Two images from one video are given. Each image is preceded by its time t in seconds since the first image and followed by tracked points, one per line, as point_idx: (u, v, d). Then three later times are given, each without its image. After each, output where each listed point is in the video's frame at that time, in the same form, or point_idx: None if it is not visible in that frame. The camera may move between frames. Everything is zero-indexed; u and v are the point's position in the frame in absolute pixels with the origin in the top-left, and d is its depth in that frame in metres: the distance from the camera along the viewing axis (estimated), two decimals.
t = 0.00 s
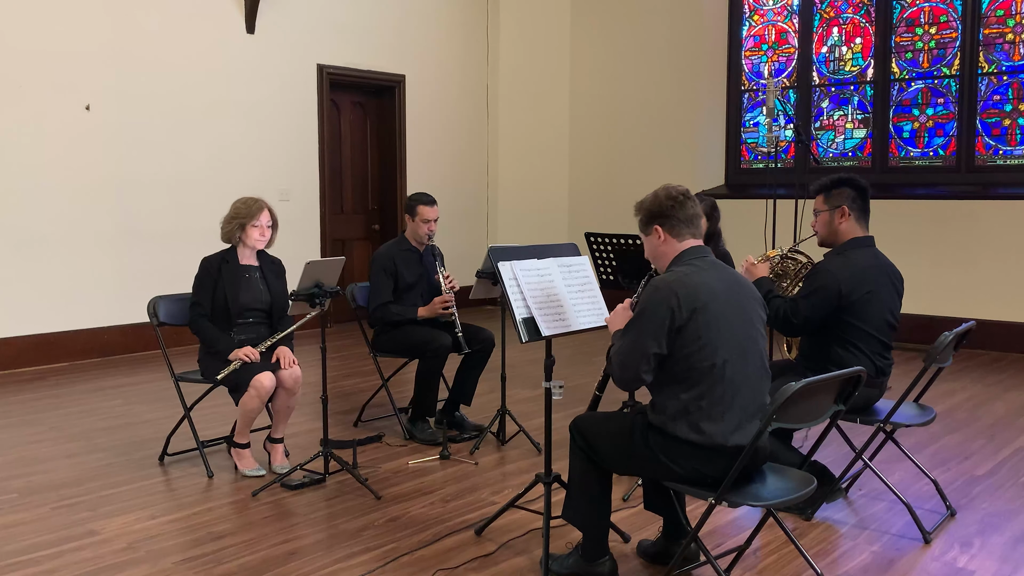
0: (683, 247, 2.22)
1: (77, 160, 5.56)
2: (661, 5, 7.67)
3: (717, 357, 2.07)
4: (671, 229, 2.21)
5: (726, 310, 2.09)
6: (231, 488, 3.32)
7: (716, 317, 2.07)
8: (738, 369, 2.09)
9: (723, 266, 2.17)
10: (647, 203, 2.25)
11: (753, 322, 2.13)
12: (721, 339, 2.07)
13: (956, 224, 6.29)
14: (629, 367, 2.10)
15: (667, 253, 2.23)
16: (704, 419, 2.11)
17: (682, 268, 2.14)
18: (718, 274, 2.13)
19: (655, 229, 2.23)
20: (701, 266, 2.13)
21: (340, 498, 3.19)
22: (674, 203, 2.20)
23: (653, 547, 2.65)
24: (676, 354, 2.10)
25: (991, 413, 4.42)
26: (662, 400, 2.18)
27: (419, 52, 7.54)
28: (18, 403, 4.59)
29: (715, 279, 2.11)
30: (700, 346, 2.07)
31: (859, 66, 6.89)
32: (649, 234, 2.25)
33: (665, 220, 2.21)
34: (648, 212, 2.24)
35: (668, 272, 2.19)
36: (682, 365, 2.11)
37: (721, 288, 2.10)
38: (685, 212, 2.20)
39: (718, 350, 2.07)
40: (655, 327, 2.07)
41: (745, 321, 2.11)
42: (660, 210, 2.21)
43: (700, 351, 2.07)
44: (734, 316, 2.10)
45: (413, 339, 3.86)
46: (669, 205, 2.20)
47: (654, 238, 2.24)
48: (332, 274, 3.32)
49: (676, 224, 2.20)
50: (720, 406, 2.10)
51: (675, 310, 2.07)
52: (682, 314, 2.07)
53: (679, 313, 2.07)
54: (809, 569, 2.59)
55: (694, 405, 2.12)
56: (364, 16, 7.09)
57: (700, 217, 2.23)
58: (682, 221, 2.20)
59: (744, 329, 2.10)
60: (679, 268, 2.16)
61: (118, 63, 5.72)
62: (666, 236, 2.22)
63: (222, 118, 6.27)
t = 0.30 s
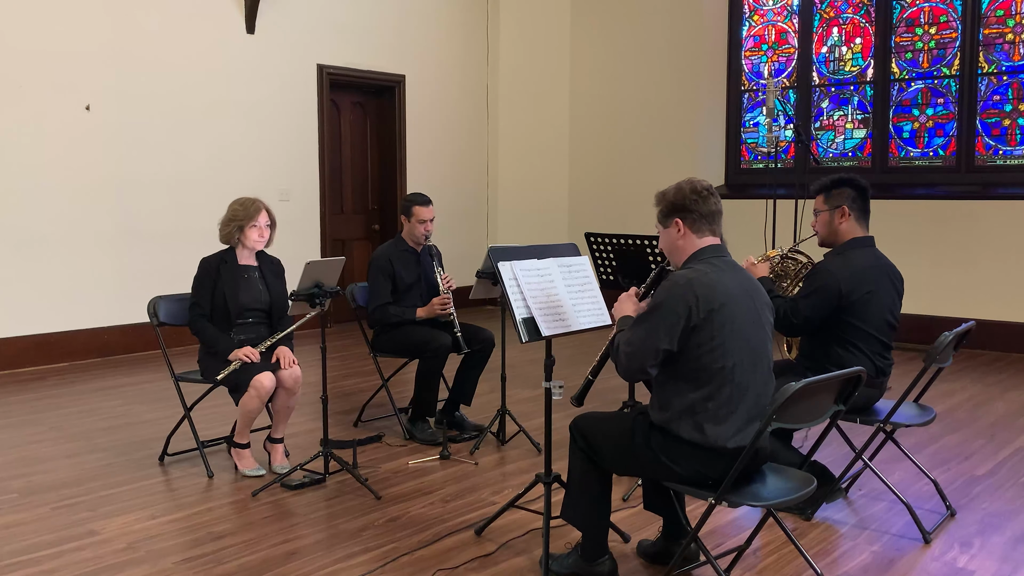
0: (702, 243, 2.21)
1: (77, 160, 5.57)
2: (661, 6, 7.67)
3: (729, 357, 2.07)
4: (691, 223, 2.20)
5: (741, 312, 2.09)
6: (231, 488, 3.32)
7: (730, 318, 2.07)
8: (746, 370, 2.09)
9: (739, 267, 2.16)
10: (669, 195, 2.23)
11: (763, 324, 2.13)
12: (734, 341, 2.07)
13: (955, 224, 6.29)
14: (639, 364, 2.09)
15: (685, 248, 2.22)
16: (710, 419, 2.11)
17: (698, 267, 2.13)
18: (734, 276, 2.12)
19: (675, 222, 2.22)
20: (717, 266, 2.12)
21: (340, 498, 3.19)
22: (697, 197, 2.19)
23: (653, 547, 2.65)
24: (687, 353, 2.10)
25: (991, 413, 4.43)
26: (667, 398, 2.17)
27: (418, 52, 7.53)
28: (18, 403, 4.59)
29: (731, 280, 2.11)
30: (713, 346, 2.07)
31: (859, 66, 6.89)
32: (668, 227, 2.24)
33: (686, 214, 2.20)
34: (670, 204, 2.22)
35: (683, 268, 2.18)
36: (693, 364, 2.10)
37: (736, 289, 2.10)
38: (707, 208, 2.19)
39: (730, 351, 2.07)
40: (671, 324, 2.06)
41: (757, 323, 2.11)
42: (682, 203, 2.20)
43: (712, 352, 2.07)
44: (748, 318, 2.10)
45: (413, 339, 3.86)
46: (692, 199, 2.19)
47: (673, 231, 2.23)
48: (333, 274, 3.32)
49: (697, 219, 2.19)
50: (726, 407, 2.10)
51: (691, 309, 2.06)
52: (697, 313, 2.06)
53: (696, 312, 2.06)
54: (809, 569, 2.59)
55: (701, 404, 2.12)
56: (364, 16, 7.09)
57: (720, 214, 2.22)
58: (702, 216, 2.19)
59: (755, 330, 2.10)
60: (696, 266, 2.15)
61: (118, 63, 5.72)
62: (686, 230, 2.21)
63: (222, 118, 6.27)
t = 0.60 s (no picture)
0: (704, 248, 2.21)
1: (77, 160, 5.57)
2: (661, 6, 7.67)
3: (733, 363, 2.07)
4: (693, 227, 2.20)
5: (747, 318, 2.09)
6: (232, 488, 3.32)
7: (735, 324, 2.07)
8: (750, 374, 2.09)
9: (744, 273, 2.16)
10: (667, 201, 2.24)
11: (768, 328, 2.13)
12: (740, 347, 2.07)
13: (955, 224, 6.29)
14: (644, 369, 2.09)
15: (689, 252, 2.22)
16: (712, 423, 2.11)
17: (704, 272, 2.13)
18: (740, 281, 2.12)
19: (676, 227, 2.22)
20: (722, 272, 2.12)
21: (340, 498, 3.19)
22: (697, 201, 2.19)
23: (653, 547, 2.65)
24: (691, 358, 2.10)
25: (991, 413, 4.43)
26: (671, 401, 2.17)
27: (418, 52, 7.53)
28: (18, 403, 4.59)
29: (736, 285, 2.10)
30: (719, 352, 2.07)
31: (859, 66, 6.89)
32: (670, 232, 2.24)
33: (686, 218, 2.20)
34: (670, 209, 2.23)
35: (687, 273, 2.18)
36: (698, 369, 2.10)
37: (742, 296, 2.10)
38: (707, 211, 2.19)
39: (734, 357, 2.07)
40: (677, 331, 2.05)
41: (762, 328, 2.11)
42: (682, 208, 2.20)
43: (717, 358, 2.07)
44: (752, 323, 2.10)
45: (413, 339, 3.86)
46: (691, 203, 2.19)
47: (675, 237, 2.23)
48: (333, 274, 3.31)
49: (697, 223, 2.19)
50: (729, 411, 2.10)
51: (697, 316, 2.05)
52: (703, 319, 2.05)
53: (702, 318, 2.05)
54: (809, 569, 2.59)
55: (704, 408, 2.11)
56: (364, 16, 7.09)
57: (721, 217, 2.22)
58: (703, 219, 2.19)
59: (760, 335, 2.10)
60: (701, 272, 2.14)
61: (119, 63, 5.72)
62: (688, 234, 2.21)
63: (222, 118, 6.27)
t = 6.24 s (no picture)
0: (742, 252, 2.11)
1: (77, 160, 5.57)
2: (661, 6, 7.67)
3: (749, 376, 2.05)
4: (732, 229, 2.09)
5: (766, 336, 2.05)
6: (231, 488, 3.31)
7: (757, 342, 2.03)
8: (764, 386, 2.08)
9: (775, 286, 2.10)
10: (712, 197, 2.12)
11: (789, 343, 2.10)
12: (757, 362, 2.05)
13: (955, 224, 6.29)
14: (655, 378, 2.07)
15: (725, 253, 2.12)
16: (720, 429, 2.10)
17: (731, 285, 2.07)
18: (768, 297, 2.07)
19: (716, 226, 2.11)
20: (752, 287, 2.06)
21: (340, 498, 3.19)
22: (741, 202, 2.08)
23: (652, 547, 2.64)
24: (708, 371, 2.07)
25: (991, 413, 4.42)
26: (678, 406, 2.16)
27: (418, 51, 7.53)
28: (17, 403, 4.59)
29: (764, 303, 2.06)
30: (733, 370, 2.05)
31: (859, 66, 6.89)
32: (708, 229, 2.13)
33: (727, 219, 2.09)
34: (711, 207, 2.11)
35: (716, 282, 2.11)
36: (713, 382, 2.08)
37: (767, 314, 2.05)
38: (750, 213, 2.08)
39: (751, 372, 2.05)
40: (694, 347, 2.02)
41: (783, 343, 2.08)
42: (724, 208, 2.09)
43: (734, 373, 2.05)
44: (774, 340, 2.06)
45: (412, 339, 3.86)
46: (735, 204, 2.08)
47: (713, 236, 2.13)
48: (333, 274, 3.31)
49: (737, 225, 2.09)
50: (737, 419, 2.09)
51: (721, 333, 2.01)
52: (726, 338, 2.01)
53: (725, 336, 2.01)
54: (809, 569, 2.59)
55: (713, 415, 2.11)
56: (364, 16, 7.10)
57: (764, 220, 2.11)
58: (743, 222, 2.08)
59: (780, 350, 2.08)
60: (725, 283, 2.08)
61: (119, 63, 5.73)
62: (726, 235, 2.11)
63: (222, 118, 6.27)
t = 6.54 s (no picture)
0: (744, 255, 2.10)
1: (76, 160, 5.56)
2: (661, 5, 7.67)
3: (748, 380, 2.06)
4: (735, 232, 2.09)
5: (765, 342, 2.05)
6: (231, 488, 3.31)
7: (756, 347, 2.03)
8: (762, 388, 2.08)
9: (775, 291, 2.10)
10: (714, 199, 2.11)
11: (787, 347, 2.10)
12: (756, 367, 2.05)
13: (955, 224, 6.29)
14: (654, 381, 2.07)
15: (726, 256, 2.11)
16: (718, 431, 2.11)
17: (730, 289, 2.07)
18: (767, 302, 2.07)
19: (718, 228, 2.11)
20: (751, 292, 2.06)
21: (340, 498, 3.19)
22: (743, 205, 2.07)
23: (652, 546, 2.64)
24: (706, 375, 2.07)
25: (991, 413, 4.42)
26: (677, 407, 2.16)
27: (418, 51, 7.53)
28: (17, 403, 4.59)
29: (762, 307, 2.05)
30: (733, 374, 2.05)
31: (859, 66, 6.89)
32: (710, 231, 2.13)
33: (729, 222, 2.09)
34: (713, 209, 2.10)
35: (716, 287, 2.11)
36: (711, 386, 2.08)
37: (766, 318, 2.05)
38: (752, 216, 2.07)
39: (750, 375, 2.05)
40: (692, 354, 2.02)
41: (781, 347, 2.09)
42: (727, 210, 2.08)
43: (732, 377, 2.05)
44: (772, 344, 2.06)
45: (412, 339, 3.86)
46: (738, 206, 2.07)
47: (714, 237, 2.12)
48: (333, 274, 3.30)
49: (739, 228, 2.08)
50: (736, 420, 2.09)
51: (720, 340, 2.01)
52: (725, 343, 2.01)
53: (723, 342, 2.01)
54: (809, 569, 2.59)
55: (712, 418, 2.11)
56: (365, 16, 7.10)
57: (767, 223, 2.10)
58: (745, 225, 2.08)
59: (779, 354, 2.08)
60: (725, 289, 2.08)
61: (119, 63, 5.73)
62: (728, 238, 2.10)
63: (223, 118, 6.27)
